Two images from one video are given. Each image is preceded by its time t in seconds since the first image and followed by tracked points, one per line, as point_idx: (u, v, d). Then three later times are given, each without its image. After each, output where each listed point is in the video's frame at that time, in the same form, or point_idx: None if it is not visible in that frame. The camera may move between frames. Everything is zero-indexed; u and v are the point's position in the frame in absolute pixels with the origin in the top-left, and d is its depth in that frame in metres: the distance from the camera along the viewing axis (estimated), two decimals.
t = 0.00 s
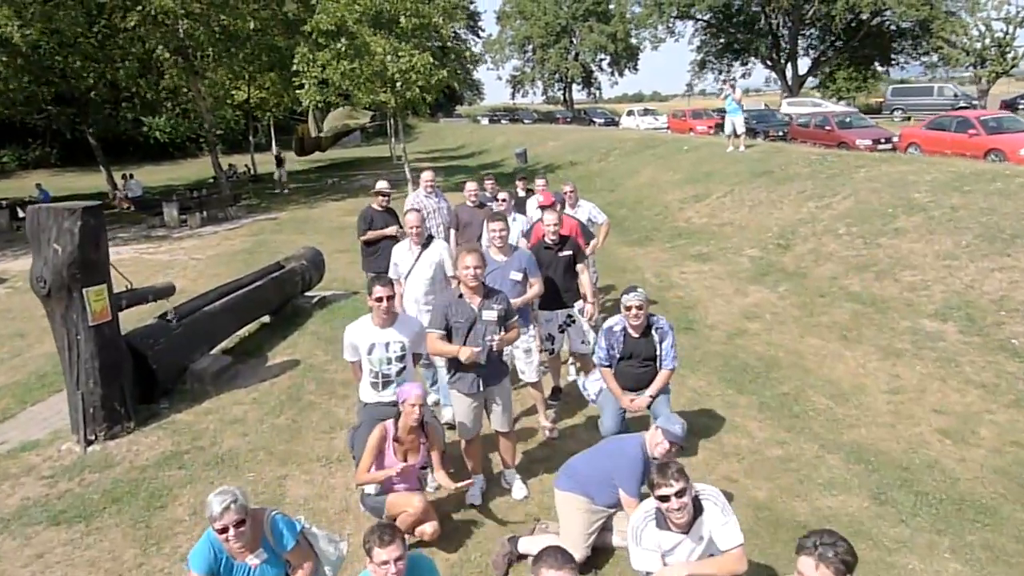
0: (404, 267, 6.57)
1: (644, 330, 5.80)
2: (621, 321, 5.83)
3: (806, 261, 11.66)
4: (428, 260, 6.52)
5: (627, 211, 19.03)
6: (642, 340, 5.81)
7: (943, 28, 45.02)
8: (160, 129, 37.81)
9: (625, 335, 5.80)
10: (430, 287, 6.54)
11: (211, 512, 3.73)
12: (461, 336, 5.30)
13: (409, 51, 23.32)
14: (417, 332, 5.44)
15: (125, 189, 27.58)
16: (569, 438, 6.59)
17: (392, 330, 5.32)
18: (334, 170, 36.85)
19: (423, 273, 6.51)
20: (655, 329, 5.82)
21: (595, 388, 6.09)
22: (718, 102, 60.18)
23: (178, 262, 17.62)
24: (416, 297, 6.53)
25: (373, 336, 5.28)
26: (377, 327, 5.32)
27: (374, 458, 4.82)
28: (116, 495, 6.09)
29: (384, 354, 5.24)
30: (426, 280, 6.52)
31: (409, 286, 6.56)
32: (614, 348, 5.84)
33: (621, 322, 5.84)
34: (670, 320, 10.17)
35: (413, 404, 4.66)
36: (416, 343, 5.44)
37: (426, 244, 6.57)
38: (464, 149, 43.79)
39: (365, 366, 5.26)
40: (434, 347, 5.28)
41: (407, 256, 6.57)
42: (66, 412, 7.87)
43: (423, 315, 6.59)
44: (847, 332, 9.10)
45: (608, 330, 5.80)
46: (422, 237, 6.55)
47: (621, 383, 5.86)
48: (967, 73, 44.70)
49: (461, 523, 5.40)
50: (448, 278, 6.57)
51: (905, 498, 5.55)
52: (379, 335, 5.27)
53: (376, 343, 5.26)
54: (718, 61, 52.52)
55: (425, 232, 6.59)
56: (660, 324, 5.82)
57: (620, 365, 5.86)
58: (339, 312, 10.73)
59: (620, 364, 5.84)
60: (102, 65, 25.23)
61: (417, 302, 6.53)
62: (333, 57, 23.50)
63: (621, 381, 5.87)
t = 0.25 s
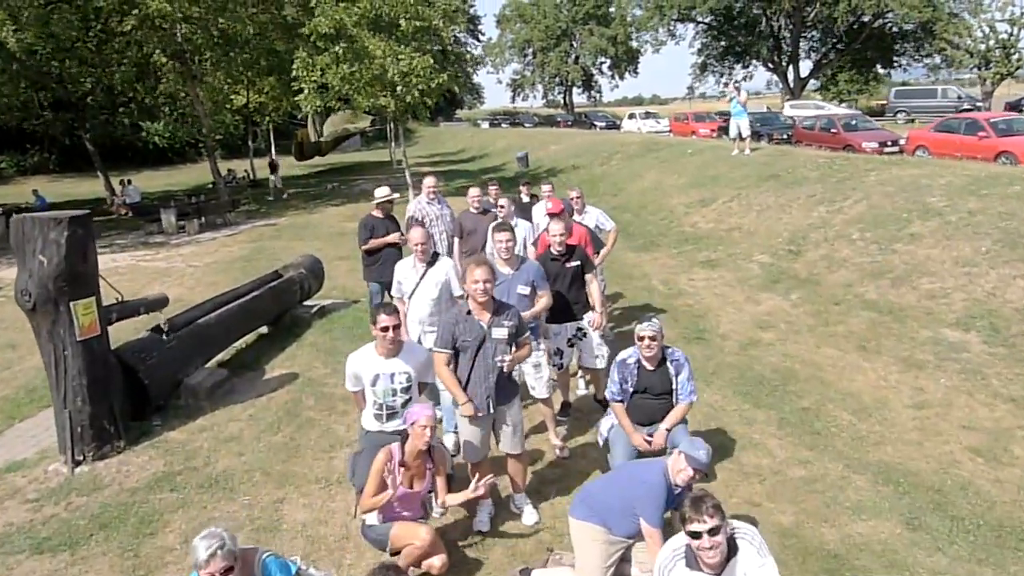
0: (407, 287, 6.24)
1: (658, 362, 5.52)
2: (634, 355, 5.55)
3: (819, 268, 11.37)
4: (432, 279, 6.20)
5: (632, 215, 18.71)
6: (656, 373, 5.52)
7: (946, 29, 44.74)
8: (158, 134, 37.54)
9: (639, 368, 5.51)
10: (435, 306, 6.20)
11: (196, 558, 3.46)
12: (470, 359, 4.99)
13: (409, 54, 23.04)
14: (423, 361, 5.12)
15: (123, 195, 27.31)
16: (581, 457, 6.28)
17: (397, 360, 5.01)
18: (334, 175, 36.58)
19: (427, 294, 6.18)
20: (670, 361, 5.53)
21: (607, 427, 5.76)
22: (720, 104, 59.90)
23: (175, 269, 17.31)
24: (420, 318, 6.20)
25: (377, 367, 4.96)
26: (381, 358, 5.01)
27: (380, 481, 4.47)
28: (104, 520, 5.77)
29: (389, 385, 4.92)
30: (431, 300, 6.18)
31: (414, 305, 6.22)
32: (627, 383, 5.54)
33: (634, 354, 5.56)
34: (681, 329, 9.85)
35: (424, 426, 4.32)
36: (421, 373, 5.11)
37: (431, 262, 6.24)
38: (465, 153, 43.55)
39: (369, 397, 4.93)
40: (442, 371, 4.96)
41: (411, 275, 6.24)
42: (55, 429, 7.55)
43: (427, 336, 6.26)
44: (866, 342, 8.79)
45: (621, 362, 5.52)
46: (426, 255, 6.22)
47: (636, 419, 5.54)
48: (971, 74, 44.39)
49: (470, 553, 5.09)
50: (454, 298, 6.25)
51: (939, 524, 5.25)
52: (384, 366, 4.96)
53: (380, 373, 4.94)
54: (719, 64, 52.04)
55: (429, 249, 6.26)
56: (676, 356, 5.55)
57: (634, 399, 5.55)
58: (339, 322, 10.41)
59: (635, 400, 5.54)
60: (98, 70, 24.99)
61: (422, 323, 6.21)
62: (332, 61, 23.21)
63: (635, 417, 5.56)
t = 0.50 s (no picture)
0: (421, 313, 5.79)
1: (683, 390, 5.23)
2: (657, 383, 5.27)
3: (841, 277, 11.01)
4: (447, 302, 5.76)
5: (643, 221, 18.34)
6: (680, 402, 5.23)
7: (959, 32, 44.28)
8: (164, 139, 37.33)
9: (662, 397, 5.23)
10: (450, 330, 5.78)
11: None
12: (487, 390, 4.65)
13: (416, 56, 22.74)
14: (437, 394, 4.77)
15: (128, 200, 27.07)
16: (601, 482, 5.91)
17: (408, 394, 4.66)
18: (341, 179, 36.34)
19: (441, 319, 5.75)
20: (695, 390, 5.24)
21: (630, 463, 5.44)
22: (728, 107, 59.52)
23: (178, 276, 17.02)
24: (434, 344, 5.78)
25: (388, 401, 4.62)
26: (392, 393, 4.66)
27: (391, 515, 4.11)
28: (96, 548, 5.44)
29: (400, 421, 4.55)
30: (445, 325, 5.76)
31: (427, 332, 5.79)
32: (649, 413, 5.25)
33: (657, 383, 5.28)
34: (700, 341, 9.49)
35: (443, 460, 4.06)
36: (433, 408, 4.75)
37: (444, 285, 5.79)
38: (472, 156, 43.28)
39: (378, 433, 4.57)
40: (459, 401, 4.61)
41: (424, 300, 5.79)
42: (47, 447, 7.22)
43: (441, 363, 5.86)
44: (895, 357, 8.43)
45: (642, 390, 5.25)
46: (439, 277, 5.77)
47: (658, 452, 5.23)
48: (984, 77, 43.93)
49: None
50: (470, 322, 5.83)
51: (989, 559, 4.90)
52: (395, 401, 4.61)
53: (390, 409, 4.58)
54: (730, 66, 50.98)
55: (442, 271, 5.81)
56: (701, 385, 5.25)
57: (657, 428, 5.24)
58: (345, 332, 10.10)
59: (658, 429, 5.24)
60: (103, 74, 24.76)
61: (435, 349, 5.79)
62: (338, 64, 22.92)
63: (657, 451, 5.25)
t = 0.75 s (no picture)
0: (433, 323, 5.43)
1: (705, 404, 4.91)
2: (677, 396, 4.95)
3: (862, 281, 10.69)
4: (460, 312, 5.39)
5: (656, 220, 18.01)
6: (702, 416, 4.92)
7: (975, 31, 43.70)
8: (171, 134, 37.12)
9: (683, 412, 4.92)
10: (463, 342, 5.42)
11: None
12: (507, 420, 4.34)
13: (426, 52, 22.44)
14: (449, 418, 4.46)
15: (135, 195, 26.87)
16: (619, 498, 5.60)
17: (418, 419, 4.37)
18: (349, 175, 36.08)
19: (454, 330, 5.39)
20: (717, 404, 4.92)
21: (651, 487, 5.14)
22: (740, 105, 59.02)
23: (182, 273, 16.77)
24: (445, 357, 5.42)
25: (396, 427, 4.33)
26: (400, 419, 4.36)
27: (396, 546, 3.87)
28: (86, 564, 5.16)
29: (409, 447, 4.32)
30: (458, 336, 5.39)
31: (438, 343, 5.43)
32: (668, 428, 4.95)
33: (677, 397, 4.97)
34: (717, 346, 9.19)
35: (452, 484, 3.78)
36: (446, 432, 4.45)
37: (457, 294, 5.41)
38: (481, 153, 42.99)
39: (387, 458, 4.35)
40: (477, 431, 4.28)
41: (435, 309, 5.42)
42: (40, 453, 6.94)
43: (453, 376, 5.49)
44: (922, 365, 8.12)
45: (662, 404, 4.94)
46: (451, 286, 5.38)
47: (678, 471, 4.96)
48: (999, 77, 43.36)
49: None
50: (485, 331, 5.48)
51: None
52: (404, 427, 4.33)
53: (399, 435, 4.32)
54: (740, 66, 51.06)
55: (455, 279, 5.43)
56: (724, 398, 4.93)
57: (677, 445, 4.95)
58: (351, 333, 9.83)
59: (679, 444, 4.94)
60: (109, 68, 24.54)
61: (447, 362, 5.44)
62: (347, 58, 22.63)
63: (677, 470, 4.97)
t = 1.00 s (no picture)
0: (438, 333, 5.11)
1: (723, 415, 4.60)
2: (693, 407, 4.64)
3: (879, 280, 10.38)
4: (466, 322, 5.08)
5: (664, 216, 17.68)
6: (720, 428, 4.60)
7: (985, 28, 43.24)
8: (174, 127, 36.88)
9: (700, 423, 4.61)
10: (470, 354, 5.11)
11: None
12: (522, 451, 4.18)
13: (431, 44, 22.14)
14: (457, 440, 4.18)
15: (136, 188, 26.61)
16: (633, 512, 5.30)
17: (422, 442, 4.10)
18: (352, 169, 35.80)
19: (459, 341, 5.07)
20: (736, 414, 4.60)
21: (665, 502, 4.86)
22: (746, 100, 58.62)
23: (182, 267, 16.49)
24: (451, 369, 5.10)
25: (399, 450, 4.08)
26: (403, 442, 4.09)
27: (397, 567, 3.61)
28: None
29: (413, 472, 4.04)
30: (463, 347, 5.08)
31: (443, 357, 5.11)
32: (685, 441, 4.63)
33: (694, 407, 4.65)
34: (731, 348, 8.88)
35: (454, 511, 3.50)
36: (456, 455, 4.21)
37: (463, 303, 5.11)
38: (485, 148, 42.66)
39: (389, 482, 4.09)
40: (491, 462, 4.10)
41: (441, 318, 5.10)
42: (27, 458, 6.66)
43: (462, 390, 5.15)
44: (944, 369, 7.81)
45: (678, 415, 4.62)
46: (457, 294, 5.08)
47: (696, 487, 4.65)
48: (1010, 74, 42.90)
49: None
50: (494, 342, 5.17)
51: None
52: (408, 451, 4.07)
53: (403, 459, 4.06)
54: (746, 61, 50.60)
55: (461, 285, 5.13)
56: (744, 409, 4.60)
57: (693, 458, 4.64)
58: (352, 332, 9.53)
59: (697, 457, 4.63)
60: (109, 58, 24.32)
61: (453, 374, 5.11)
62: (351, 50, 22.32)
63: (695, 485, 4.66)
